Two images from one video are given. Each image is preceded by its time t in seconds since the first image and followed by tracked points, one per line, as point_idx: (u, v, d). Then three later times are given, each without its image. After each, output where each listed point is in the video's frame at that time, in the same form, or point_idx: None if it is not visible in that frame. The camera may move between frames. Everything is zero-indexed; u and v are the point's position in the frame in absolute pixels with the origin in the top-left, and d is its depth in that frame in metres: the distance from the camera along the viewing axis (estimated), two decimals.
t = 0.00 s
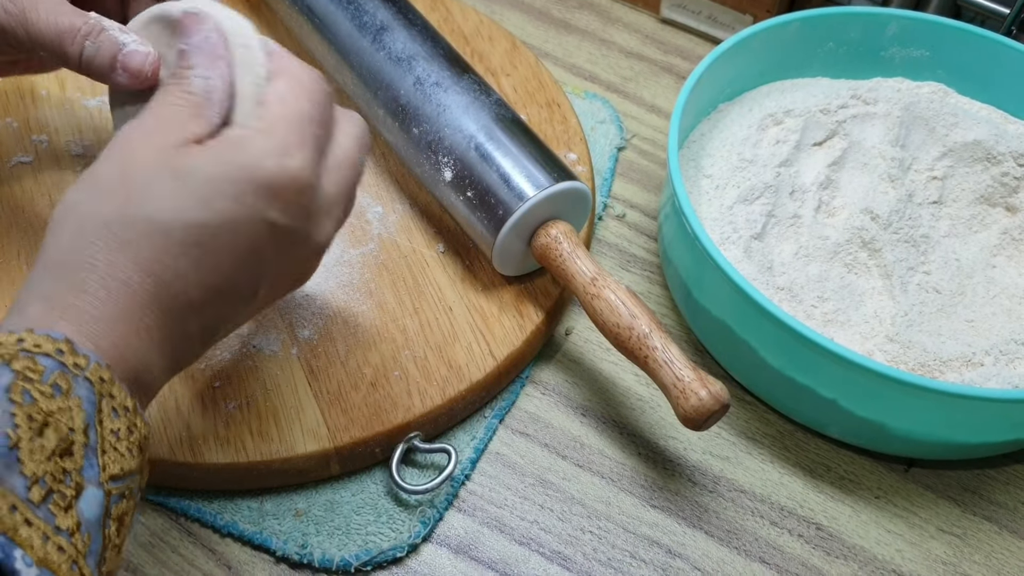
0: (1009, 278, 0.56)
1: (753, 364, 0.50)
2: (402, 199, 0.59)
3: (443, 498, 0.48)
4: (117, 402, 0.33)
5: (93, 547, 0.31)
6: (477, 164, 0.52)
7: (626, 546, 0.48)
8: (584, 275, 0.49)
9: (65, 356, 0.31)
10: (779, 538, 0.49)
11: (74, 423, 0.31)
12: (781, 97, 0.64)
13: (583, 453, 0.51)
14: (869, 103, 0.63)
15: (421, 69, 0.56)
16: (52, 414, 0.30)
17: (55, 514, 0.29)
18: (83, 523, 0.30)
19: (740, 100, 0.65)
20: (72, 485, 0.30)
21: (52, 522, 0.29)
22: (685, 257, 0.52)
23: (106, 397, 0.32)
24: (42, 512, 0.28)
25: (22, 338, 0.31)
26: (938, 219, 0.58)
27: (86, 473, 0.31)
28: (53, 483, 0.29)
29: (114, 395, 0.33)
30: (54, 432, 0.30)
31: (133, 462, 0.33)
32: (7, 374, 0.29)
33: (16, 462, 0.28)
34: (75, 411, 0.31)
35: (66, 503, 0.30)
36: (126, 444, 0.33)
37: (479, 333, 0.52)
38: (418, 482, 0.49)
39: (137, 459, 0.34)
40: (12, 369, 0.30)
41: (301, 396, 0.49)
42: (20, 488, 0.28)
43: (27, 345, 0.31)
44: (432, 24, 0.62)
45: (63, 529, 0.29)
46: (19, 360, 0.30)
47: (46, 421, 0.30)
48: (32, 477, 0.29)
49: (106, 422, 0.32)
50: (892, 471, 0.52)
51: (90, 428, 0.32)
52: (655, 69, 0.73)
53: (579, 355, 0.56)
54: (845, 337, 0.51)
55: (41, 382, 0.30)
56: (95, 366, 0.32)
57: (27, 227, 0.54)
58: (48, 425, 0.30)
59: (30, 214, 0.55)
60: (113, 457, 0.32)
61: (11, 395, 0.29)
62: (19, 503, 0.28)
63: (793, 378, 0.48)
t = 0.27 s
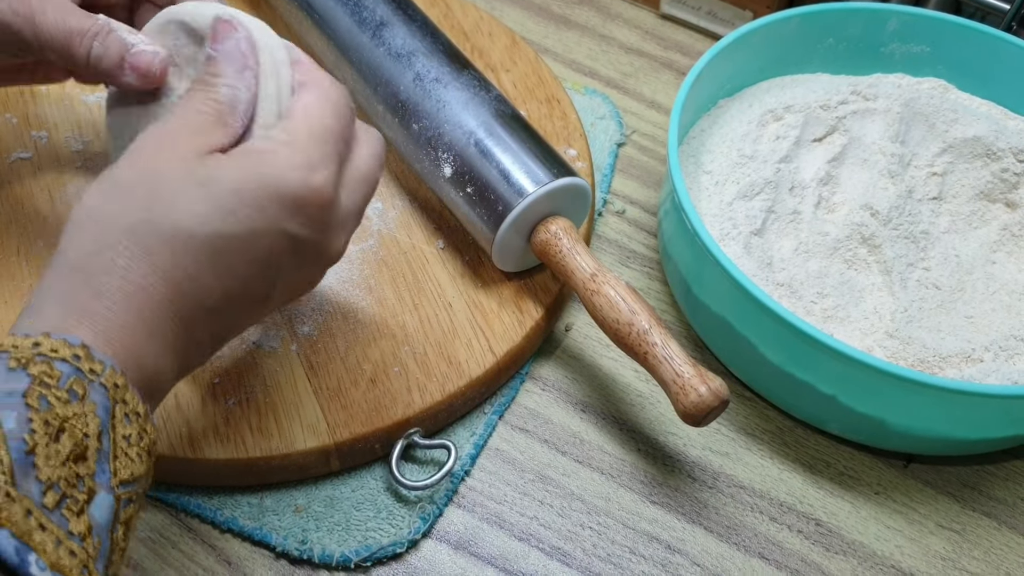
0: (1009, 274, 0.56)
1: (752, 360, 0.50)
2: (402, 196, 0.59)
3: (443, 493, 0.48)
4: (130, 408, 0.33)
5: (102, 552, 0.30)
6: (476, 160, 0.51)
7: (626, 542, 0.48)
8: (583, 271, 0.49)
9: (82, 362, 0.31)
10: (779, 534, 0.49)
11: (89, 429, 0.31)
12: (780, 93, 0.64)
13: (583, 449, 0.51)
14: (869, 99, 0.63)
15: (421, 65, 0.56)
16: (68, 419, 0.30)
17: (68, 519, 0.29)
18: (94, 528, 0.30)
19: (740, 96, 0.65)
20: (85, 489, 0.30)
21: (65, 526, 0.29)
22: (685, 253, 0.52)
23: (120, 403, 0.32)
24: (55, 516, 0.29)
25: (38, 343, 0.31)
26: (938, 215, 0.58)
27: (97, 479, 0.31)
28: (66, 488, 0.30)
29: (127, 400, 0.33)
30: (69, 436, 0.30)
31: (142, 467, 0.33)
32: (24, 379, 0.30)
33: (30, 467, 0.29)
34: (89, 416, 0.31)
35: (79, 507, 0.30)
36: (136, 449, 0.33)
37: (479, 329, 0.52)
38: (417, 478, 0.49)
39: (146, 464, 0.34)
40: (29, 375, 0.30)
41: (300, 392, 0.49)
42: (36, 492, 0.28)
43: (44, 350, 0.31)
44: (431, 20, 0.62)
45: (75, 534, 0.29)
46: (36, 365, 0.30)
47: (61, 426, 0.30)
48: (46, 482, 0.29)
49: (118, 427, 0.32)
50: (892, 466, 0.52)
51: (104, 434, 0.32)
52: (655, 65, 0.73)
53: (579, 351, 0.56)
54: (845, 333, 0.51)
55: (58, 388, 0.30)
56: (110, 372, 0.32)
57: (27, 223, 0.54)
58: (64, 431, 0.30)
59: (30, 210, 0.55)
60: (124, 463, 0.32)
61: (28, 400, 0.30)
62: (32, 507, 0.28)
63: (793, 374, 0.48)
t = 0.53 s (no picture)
0: (1008, 270, 0.56)
1: (752, 356, 0.50)
2: (401, 192, 0.59)
3: (443, 489, 0.48)
4: (130, 402, 0.32)
5: (99, 546, 0.30)
6: (476, 156, 0.51)
7: (625, 538, 0.48)
8: (583, 267, 0.49)
9: (81, 357, 0.31)
10: (778, 530, 0.49)
11: (88, 422, 0.31)
12: (780, 90, 0.64)
13: (583, 445, 0.51)
14: (868, 95, 0.63)
15: (421, 61, 0.55)
16: (67, 413, 0.30)
17: (66, 511, 0.29)
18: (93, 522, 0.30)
19: (740, 92, 0.65)
20: (83, 482, 0.30)
21: (62, 519, 0.29)
22: (684, 250, 0.52)
23: (120, 397, 0.32)
24: (53, 508, 0.28)
25: (38, 338, 0.31)
26: (937, 211, 0.58)
27: (97, 472, 0.31)
28: (65, 481, 0.29)
29: (127, 394, 0.32)
30: (68, 430, 0.30)
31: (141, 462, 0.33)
32: (23, 373, 0.29)
33: (29, 461, 0.28)
34: (89, 410, 0.31)
35: (77, 500, 0.30)
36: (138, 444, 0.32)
37: (479, 325, 0.52)
38: (417, 474, 0.49)
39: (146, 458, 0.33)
40: (29, 370, 0.30)
41: (300, 388, 0.49)
42: (34, 486, 0.28)
43: (44, 345, 0.31)
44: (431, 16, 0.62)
45: (72, 526, 0.29)
46: (35, 360, 0.30)
47: (60, 420, 0.30)
48: (45, 475, 0.29)
49: (118, 421, 0.32)
50: (891, 463, 0.52)
51: (104, 429, 0.31)
52: (655, 61, 0.73)
53: (578, 347, 0.56)
54: (845, 329, 0.51)
55: (57, 382, 0.30)
56: (110, 367, 0.32)
57: (26, 219, 0.54)
58: (62, 424, 0.30)
59: (29, 205, 0.55)
60: (124, 456, 0.32)
61: (25, 394, 0.29)
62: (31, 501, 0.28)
63: (792, 370, 0.48)
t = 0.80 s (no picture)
0: (1008, 266, 0.56)
1: (751, 352, 0.50)
2: (401, 187, 0.59)
3: (443, 485, 0.48)
4: (114, 401, 0.33)
5: (88, 545, 0.30)
6: (475, 152, 0.51)
7: (625, 533, 0.48)
8: (583, 263, 0.49)
9: (62, 358, 0.31)
10: (778, 526, 0.49)
11: (71, 423, 0.31)
12: (780, 85, 0.64)
13: (582, 440, 0.51)
14: (869, 91, 0.63)
15: (420, 57, 0.55)
16: (49, 414, 0.30)
17: (51, 512, 0.29)
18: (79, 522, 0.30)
19: (740, 88, 0.64)
20: (68, 483, 0.30)
21: (48, 519, 0.29)
22: (684, 245, 0.52)
23: (103, 397, 0.32)
24: (38, 510, 0.29)
25: (20, 342, 0.31)
26: (937, 207, 0.58)
27: (81, 472, 0.31)
28: (48, 482, 0.29)
29: (110, 395, 0.32)
30: (50, 431, 0.30)
31: (128, 462, 0.33)
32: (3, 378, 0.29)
33: (11, 462, 0.28)
34: (72, 411, 0.31)
35: (61, 500, 0.30)
36: (122, 444, 0.33)
37: (479, 321, 0.52)
38: (417, 470, 0.49)
39: (133, 457, 0.34)
40: (9, 373, 0.30)
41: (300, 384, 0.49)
42: (16, 488, 0.28)
43: (24, 348, 0.31)
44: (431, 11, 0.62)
45: (58, 526, 0.29)
46: (16, 363, 0.30)
47: (42, 421, 0.30)
48: (27, 477, 0.29)
49: (103, 421, 0.32)
50: (890, 458, 0.52)
51: (87, 430, 0.31)
52: (655, 57, 0.73)
53: (578, 343, 0.56)
54: (844, 325, 0.51)
55: (37, 385, 0.30)
56: (92, 367, 0.32)
57: (26, 214, 0.54)
58: (44, 425, 0.30)
59: (29, 202, 0.55)
60: (109, 456, 0.32)
61: (7, 397, 0.29)
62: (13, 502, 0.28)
63: (792, 365, 0.48)
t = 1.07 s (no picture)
0: (1008, 266, 0.56)
1: (751, 352, 0.50)
2: (401, 188, 0.59)
3: (443, 485, 0.48)
4: (113, 398, 0.32)
5: (87, 541, 0.30)
6: (475, 152, 0.51)
7: (624, 534, 0.48)
8: (583, 264, 0.49)
9: (59, 354, 0.31)
10: (777, 526, 0.49)
11: (68, 418, 0.31)
12: (780, 86, 0.64)
13: (582, 441, 0.51)
14: (868, 92, 0.63)
15: (420, 57, 0.55)
16: (45, 411, 0.30)
17: (49, 508, 0.29)
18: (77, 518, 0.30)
19: (740, 88, 0.64)
20: (67, 478, 0.30)
21: (44, 516, 0.28)
22: (684, 246, 0.52)
23: (102, 393, 0.32)
24: (35, 506, 0.28)
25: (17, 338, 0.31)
26: (937, 207, 0.58)
27: (80, 468, 0.31)
28: (47, 478, 0.29)
29: (110, 390, 0.32)
30: (47, 427, 0.30)
31: (128, 458, 0.33)
32: None
33: (5, 458, 0.28)
34: (69, 407, 0.31)
35: (60, 496, 0.29)
36: (121, 440, 0.32)
37: (478, 321, 0.52)
38: (417, 470, 0.49)
39: (135, 453, 0.33)
40: (6, 369, 0.30)
41: (299, 384, 0.49)
42: (12, 483, 0.28)
43: (22, 345, 0.31)
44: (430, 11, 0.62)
45: (56, 522, 0.29)
46: (13, 359, 0.30)
47: (38, 417, 0.30)
48: (24, 472, 0.28)
49: (101, 417, 0.32)
50: (890, 459, 0.52)
51: (85, 426, 0.31)
52: (655, 57, 0.73)
53: (578, 343, 0.56)
54: (844, 325, 0.51)
55: (33, 381, 0.30)
56: (90, 364, 0.32)
57: (26, 214, 0.54)
58: (41, 421, 0.30)
59: (28, 202, 0.55)
60: (109, 452, 0.32)
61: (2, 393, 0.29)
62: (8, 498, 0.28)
63: (791, 366, 0.48)
